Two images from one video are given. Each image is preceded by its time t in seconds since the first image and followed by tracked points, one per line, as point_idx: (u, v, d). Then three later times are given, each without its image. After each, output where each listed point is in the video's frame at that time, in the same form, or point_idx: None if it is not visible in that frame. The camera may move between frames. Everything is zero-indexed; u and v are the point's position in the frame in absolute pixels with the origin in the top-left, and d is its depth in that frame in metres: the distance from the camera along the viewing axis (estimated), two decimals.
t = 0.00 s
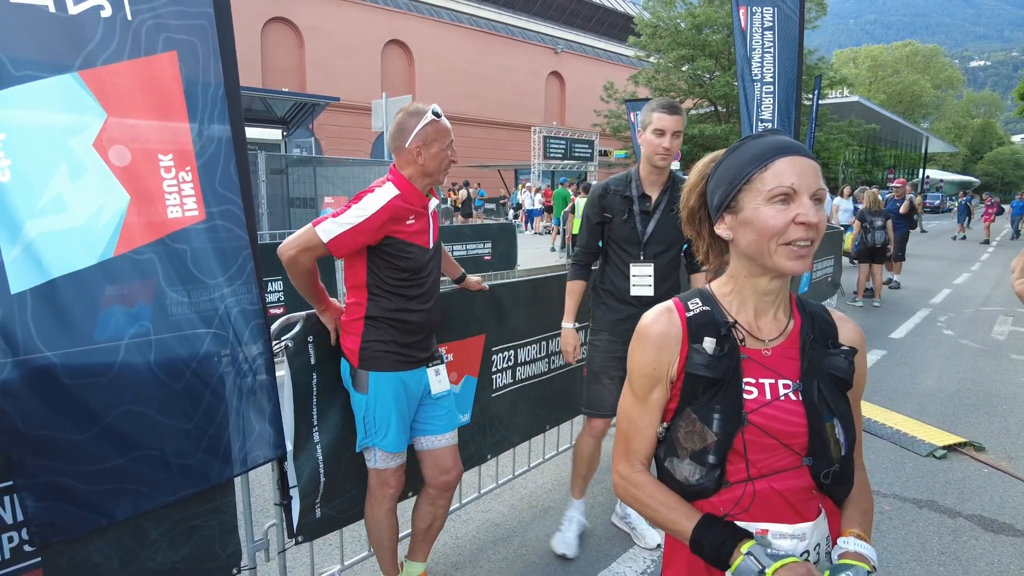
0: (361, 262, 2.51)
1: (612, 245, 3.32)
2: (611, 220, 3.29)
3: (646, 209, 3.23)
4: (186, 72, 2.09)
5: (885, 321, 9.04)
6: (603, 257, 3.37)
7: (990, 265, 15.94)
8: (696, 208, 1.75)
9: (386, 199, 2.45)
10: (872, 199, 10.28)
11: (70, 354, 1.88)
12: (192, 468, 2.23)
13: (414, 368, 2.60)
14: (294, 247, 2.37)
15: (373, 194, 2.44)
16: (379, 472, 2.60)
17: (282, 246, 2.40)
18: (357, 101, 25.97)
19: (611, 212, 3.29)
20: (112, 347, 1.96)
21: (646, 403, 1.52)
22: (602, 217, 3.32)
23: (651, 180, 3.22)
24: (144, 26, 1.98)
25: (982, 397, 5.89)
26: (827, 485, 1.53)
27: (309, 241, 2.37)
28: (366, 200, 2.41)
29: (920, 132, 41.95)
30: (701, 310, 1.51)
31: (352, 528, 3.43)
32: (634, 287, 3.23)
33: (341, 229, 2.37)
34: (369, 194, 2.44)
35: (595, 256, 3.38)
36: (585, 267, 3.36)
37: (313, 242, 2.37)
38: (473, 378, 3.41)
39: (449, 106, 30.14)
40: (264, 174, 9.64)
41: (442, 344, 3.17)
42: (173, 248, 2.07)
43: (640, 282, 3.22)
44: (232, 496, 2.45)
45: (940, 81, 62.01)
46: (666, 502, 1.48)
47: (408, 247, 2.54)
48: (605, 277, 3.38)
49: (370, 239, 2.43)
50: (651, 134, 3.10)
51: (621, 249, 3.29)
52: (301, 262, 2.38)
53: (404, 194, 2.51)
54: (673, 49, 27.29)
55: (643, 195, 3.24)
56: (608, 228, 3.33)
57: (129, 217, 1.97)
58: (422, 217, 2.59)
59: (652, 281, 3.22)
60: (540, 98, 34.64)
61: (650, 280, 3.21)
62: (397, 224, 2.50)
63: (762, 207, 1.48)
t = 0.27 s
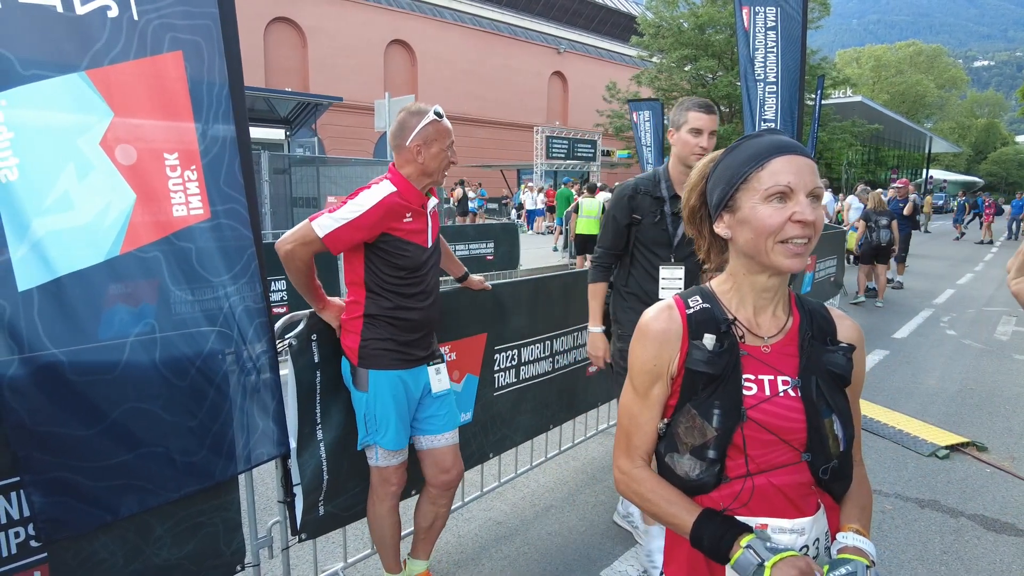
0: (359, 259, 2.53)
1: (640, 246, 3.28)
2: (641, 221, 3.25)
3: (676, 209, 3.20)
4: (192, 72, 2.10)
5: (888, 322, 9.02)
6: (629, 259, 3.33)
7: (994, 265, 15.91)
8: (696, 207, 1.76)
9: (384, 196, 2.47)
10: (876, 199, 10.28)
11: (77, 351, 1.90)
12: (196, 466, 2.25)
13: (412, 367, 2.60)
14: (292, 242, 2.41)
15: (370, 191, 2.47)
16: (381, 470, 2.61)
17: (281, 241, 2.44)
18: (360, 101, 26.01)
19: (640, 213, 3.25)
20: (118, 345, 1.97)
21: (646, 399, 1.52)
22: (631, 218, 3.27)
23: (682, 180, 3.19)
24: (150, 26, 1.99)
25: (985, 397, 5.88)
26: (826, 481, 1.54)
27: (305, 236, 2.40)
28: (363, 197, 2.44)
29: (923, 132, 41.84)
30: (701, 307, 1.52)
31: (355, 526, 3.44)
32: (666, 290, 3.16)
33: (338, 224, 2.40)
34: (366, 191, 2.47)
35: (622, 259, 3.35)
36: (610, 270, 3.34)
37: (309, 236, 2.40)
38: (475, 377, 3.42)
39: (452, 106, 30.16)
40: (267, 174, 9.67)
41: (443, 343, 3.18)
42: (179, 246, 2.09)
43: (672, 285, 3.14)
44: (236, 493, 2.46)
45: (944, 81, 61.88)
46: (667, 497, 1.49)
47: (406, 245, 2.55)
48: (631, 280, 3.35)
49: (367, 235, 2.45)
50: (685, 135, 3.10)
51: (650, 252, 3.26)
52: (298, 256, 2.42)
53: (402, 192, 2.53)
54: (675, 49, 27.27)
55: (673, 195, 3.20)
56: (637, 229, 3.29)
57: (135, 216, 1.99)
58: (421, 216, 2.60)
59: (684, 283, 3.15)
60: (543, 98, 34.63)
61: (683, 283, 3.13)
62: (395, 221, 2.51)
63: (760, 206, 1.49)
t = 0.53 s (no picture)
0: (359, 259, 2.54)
1: (680, 256, 3.23)
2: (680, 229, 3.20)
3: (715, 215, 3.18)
4: (195, 71, 2.10)
5: (891, 322, 9.01)
6: (667, 271, 3.27)
7: (997, 265, 15.86)
8: (699, 207, 1.76)
9: (383, 195, 2.47)
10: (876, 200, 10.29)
11: (80, 350, 1.90)
12: (199, 466, 2.25)
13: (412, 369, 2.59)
14: (290, 239, 2.42)
15: (370, 189, 2.48)
16: (383, 471, 2.60)
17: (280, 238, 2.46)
18: (362, 100, 26.03)
19: (680, 222, 3.19)
20: (121, 345, 1.97)
21: (648, 398, 1.52)
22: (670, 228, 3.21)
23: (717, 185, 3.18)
24: (153, 26, 1.99)
25: (988, 398, 5.86)
26: (828, 481, 1.53)
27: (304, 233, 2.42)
28: (362, 196, 2.45)
29: (926, 131, 41.75)
30: (703, 307, 1.52)
31: (357, 526, 3.44)
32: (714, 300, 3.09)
33: (335, 222, 2.41)
34: (366, 190, 2.48)
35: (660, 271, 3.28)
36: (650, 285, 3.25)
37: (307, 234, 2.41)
38: (477, 377, 3.41)
39: (454, 105, 30.17)
40: (270, 174, 9.68)
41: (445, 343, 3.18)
42: (182, 246, 2.09)
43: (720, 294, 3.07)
44: (238, 493, 2.46)
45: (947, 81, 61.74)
46: (669, 496, 1.48)
47: (406, 246, 2.54)
48: (669, 292, 3.29)
49: (365, 234, 2.45)
50: (721, 139, 3.07)
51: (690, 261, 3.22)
52: (296, 253, 2.43)
53: (402, 192, 2.53)
54: (678, 48, 27.24)
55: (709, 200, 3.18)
56: (675, 238, 3.22)
57: (138, 216, 1.99)
58: (421, 216, 2.59)
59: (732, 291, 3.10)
60: (545, 97, 34.63)
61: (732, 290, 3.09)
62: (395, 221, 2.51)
63: (761, 207, 1.49)
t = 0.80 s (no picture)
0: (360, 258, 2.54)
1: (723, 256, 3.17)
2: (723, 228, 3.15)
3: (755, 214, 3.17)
4: (197, 72, 2.11)
5: (893, 322, 9.00)
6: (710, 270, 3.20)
7: (999, 265, 15.86)
8: (699, 208, 1.76)
9: (383, 194, 2.48)
10: (864, 202, 10.48)
11: (83, 350, 1.90)
12: (201, 466, 2.25)
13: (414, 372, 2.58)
14: (289, 234, 2.43)
15: (369, 188, 2.49)
16: (386, 471, 2.61)
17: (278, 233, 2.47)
18: (363, 100, 26.05)
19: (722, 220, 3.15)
20: (123, 345, 1.98)
21: (648, 398, 1.52)
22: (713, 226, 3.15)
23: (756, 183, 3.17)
24: (156, 27, 2.00)
25: (990, 398, 5.86)
26: (826, 480, 1.54)
27: (303, 230, 2.43)
28: (362, 194, 2.46)
29: (928, 131, 41.69)
30: (703, 307, 1.52)
31: (359, 526, 3.44)
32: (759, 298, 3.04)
33: (332, 218, 2.41)
34: (365, 189, 2.49)
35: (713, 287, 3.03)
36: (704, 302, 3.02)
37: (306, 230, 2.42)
38: (479, 377, 3.41)
39: (456, 105, 30.18)
40: (271, 174, 9.70)
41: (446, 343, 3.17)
42: (184, 247, 2.09)
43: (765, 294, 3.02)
44: (240, 493, 2.47)
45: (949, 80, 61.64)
46: (668, 495, 1.48)
47: (406, 246, 2.54)
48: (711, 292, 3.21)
49: (364, 232, 2.46)
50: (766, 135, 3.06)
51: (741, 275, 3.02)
52: (295, 249, 2.44)
53: (402, 192, 2.54)
54: (679, 48, 27.24)
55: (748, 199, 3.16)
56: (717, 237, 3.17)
57: (140, 216, 1.99)
58: (421, 217, 2.59)
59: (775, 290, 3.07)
60: (546, 97, 34.63)
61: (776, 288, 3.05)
62: (394, 220, 2.51)
63: (759, 207, 1.49)
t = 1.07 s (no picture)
0: (359, 257, 2.55)
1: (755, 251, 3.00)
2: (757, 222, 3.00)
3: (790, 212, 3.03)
4: (198, 73, 2.10)
5: (894, 322, 8.99)
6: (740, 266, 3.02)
7: (1001, 265, 15.84)
8: (696, 211, 1.75)
9: (377, 191, 2.49)
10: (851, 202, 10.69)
11: (83, 352, 1.90)
12: (201, 467, 2.25)
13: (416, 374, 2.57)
14: (287, 234, 2.46)
15: (364, 187, 2.50)
16: (389, 476, 2.60)
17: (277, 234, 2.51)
18: (364, 101, 26.06)
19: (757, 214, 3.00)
20: (123, 346, 1.97)
21: (647, 399, 1.52)
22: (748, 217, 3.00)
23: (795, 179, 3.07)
24: (157, 27, 2.00)
25: (992, 399, 5.85)
26: (825, 481, 1.53)
27: (300, 230, 2.46)
28: (356, 193, 2.47)
29: (930, 132, 41.63)
30: (701, 308, 1.51)
31: (359, 527, 3.44)
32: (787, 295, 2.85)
33: (328, 217, 2.44)
34: (360, 187, 2.51)
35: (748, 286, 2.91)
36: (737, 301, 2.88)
37: (303, 230, 2.46)
38: (479, 378, 3.41)
39: (457, 105, 30.18)
40: (272, 174, 9.69)
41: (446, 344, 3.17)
42: (185, 247, 2.09)
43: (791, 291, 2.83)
44: (240, 494, 2.46)
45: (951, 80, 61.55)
46: (667, 496, 1.48)
47: (404, 245, 2.53)
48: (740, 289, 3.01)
49: (360, 230, 2.47)
50: (815, 130, 2.99)
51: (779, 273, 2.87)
52: (293, 248, 2.47)
53: (398, 190, 2.54)
54: (681, 48, 27.22)
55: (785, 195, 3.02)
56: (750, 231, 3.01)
57: (141, 217, 1.99)
58: (419, 214, 2.58)
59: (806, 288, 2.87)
60: (547, 97, 34.62)
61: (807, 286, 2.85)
62: (390, 217, 2.51)
63: (755, 208, 1.48)
